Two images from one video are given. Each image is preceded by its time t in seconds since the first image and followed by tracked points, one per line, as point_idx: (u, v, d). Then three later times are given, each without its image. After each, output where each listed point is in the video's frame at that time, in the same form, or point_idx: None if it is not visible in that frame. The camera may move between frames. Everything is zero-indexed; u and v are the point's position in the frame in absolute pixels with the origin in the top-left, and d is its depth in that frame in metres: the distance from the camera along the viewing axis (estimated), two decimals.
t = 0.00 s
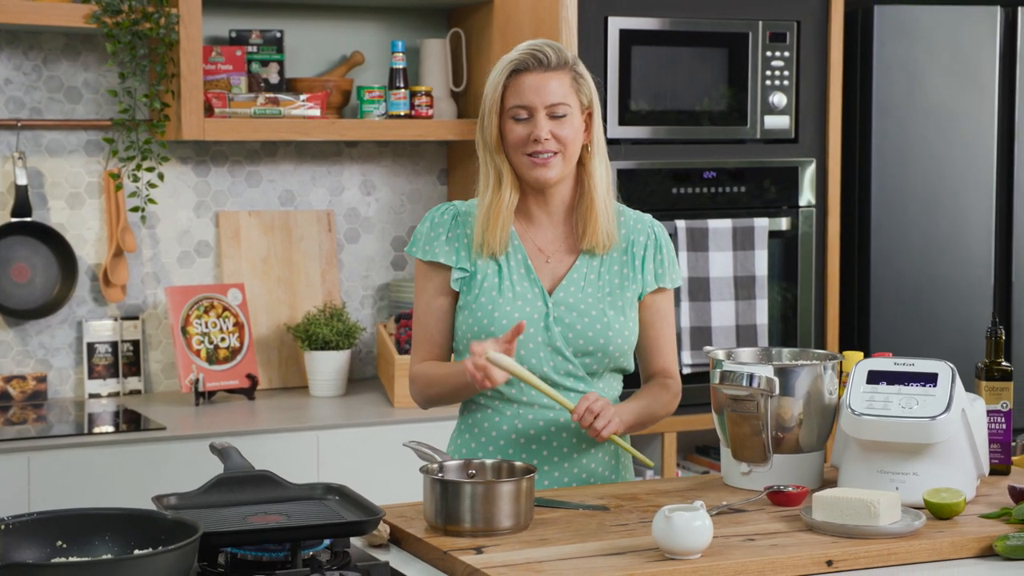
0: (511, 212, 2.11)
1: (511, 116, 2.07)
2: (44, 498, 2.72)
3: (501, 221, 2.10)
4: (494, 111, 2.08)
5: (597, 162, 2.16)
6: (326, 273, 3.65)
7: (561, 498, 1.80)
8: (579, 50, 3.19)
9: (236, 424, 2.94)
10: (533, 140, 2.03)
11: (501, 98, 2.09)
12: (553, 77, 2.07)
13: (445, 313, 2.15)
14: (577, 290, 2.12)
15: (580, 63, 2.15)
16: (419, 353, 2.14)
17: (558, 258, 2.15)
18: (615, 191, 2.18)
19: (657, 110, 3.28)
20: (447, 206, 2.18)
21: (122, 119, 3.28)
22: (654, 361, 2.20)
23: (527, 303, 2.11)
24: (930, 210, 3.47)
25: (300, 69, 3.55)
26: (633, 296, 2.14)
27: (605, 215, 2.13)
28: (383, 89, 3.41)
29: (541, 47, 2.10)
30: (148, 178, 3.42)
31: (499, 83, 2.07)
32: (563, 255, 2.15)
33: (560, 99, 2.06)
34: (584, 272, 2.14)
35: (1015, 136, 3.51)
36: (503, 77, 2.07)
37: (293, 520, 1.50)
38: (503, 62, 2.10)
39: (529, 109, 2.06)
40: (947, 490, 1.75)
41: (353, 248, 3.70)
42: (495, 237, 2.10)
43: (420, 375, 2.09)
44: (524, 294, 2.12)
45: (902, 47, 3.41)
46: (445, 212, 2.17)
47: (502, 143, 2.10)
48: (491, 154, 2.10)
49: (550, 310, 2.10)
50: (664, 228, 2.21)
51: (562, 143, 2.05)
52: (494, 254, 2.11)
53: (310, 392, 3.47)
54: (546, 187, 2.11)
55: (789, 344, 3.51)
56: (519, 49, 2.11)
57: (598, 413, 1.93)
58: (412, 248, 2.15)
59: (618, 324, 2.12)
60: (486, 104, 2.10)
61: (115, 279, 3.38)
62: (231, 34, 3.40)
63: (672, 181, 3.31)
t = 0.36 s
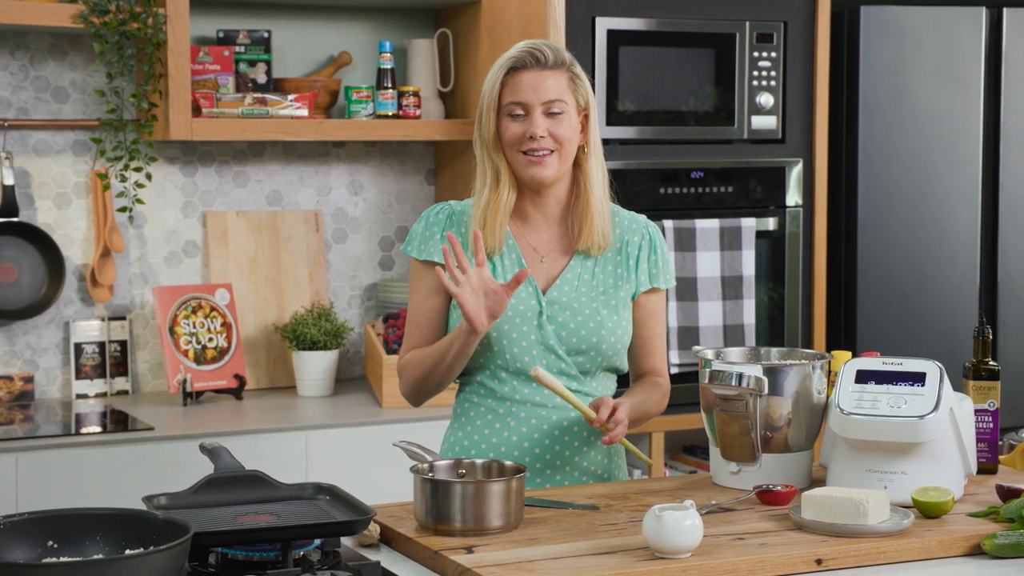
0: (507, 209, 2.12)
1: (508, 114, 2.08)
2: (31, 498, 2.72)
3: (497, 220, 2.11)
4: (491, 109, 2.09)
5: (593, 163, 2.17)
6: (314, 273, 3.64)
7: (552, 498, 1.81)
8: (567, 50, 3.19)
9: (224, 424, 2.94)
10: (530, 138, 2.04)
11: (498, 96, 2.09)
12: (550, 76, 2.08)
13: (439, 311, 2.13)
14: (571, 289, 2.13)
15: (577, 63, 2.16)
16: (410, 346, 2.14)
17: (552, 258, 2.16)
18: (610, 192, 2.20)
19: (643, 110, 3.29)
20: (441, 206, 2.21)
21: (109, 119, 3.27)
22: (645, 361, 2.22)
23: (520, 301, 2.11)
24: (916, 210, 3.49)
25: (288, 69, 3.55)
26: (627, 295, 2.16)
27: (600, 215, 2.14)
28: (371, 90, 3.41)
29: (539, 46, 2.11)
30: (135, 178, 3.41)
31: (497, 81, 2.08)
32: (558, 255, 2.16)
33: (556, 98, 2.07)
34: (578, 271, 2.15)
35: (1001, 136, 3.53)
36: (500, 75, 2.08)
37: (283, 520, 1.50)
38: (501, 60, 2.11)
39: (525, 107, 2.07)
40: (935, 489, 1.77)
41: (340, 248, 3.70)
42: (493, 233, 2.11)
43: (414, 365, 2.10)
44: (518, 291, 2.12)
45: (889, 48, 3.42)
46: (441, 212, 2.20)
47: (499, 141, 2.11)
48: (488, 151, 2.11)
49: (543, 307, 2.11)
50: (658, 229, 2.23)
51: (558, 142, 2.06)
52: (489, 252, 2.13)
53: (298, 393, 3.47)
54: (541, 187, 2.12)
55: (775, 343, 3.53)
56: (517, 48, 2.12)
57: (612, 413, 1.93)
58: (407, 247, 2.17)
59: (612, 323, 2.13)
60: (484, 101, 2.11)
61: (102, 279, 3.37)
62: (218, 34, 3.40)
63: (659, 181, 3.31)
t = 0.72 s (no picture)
0: (496, 209, 2.12)
1: (497, 113, 2.09)
2: (19, 499, 2.71)
3: (485, 219, 2.11)
4: (480, 109, 2.10)
5: (583, 164, 2.18)
6: (302, 274, 3.64)
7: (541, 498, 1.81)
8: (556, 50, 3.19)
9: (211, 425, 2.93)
10: (518, 138, 2.05)
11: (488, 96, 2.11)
12: (540, 77, 2.09)
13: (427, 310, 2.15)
14: (558, 288, 2.13)
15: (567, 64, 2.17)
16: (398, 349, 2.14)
17: (540, 258, 2.16)
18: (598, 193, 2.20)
19: (631, 110, 3.29)
20: (429, 206, 2.19)
21: (97, 118, 3.26)
22: (630, 363, 2.23)
23: (507, 300, 2.12)
24: (903, 210, 3.50)
25: (276, 69, 3.54)
26: (614, 294, 2.15)
27: (588, 216, 2.14)
28: (359, 90, 3.41)
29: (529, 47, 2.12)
30: (123, 178, 3.40)
31: (487, 81, 2.10)
32: (546, 255, 2.16)
33: (545, 99, 2.08)
34: (565, 271, 2.15)
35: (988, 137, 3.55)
36: (490, 75, 2.09)
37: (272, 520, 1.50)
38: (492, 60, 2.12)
39: (515, 108, 2.08)
40: (923, 488, 1.78)
41: (329, 248, 3.70)
42: (480, 233, 2.11)
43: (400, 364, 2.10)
44: (505, 291, 2.12)
45: (876, 48, 3.44)
46: (428, 211, 2.19)
47: (488, 141, 2.12)
48: (478, 152, 2.12)
49: (530, 307, 2.11)
50: (645, 229, 2.23)
51: (546, 142, 2.07)
52: (477, 252, 2.12)
53: (286, 393, 3.46)
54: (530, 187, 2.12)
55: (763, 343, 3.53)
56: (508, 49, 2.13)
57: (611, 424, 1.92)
58: (395, 247, 2.16)
59: (599, 321, 2.13)
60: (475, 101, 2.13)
61: (90, 280, 3.36)
62: (206, 34, 3.39)
63: (647, 181, 3.32)
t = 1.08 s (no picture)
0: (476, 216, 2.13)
1: (476, 121, 2.09)
2: (6, 500, 2.70)
3: (466, 224, 2.11)
4: (459, 115, 2.10)
5: (563, 167, 2.18)
6: (291, 274, 3.63)
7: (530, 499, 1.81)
8: (544, 51, 3.19)
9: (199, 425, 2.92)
10: (498, 147, 2.05)
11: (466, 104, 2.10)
12: (520, 83, 2.08)
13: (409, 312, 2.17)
14: (540, 290, 2.13)
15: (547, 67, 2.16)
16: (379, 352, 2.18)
17: (522, 261, 2.16)
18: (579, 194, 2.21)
19: (621, 111, 3.29)
20: (410, 208, 2.19)
21: (85, 119, 3.25)
22: (613, 362, 2.24)
23: (490, 302, 2.11)
24: (892, 211, 3.51)
25: (265, 69, 3.54)
26: (597, 295, 2.15)
27: (569, 220, 2.15)
28: (347, 90, 3.41)
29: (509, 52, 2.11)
30: (111, 179, 3.39)
31: (466, 88, 2.09)
32: (527, 258, 2.17)
33: (525, 106, 2.08)
34: (547, 272, 2.15)
35: (976, 137, 3.56)
36: (469, 82, 2.08)
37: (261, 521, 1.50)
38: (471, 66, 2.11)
39: (495, 115, 2.07)
40: (910, 489, 1.78)
41: (317, 248, 3.69)
42: (460, 240, 2.10)
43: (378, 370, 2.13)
44: (488, 293, 2.12)
45: (864, 50, 3.45)
46: (409, 213, 2.19)
47: (468, 147, 2.12)
48: (458, 158, 2.13)
49: (513, 309, 2.10)
50: (627, 229, 2.23)
51: (526, 150, 2.07)
52: (460, 256, 2.12)
53: (275, 393, 3.45)
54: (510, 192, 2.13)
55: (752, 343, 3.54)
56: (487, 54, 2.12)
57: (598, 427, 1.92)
58: (377, 250, 2.16)
59: (582, 322, 2.13)
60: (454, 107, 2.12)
61: (78, 280, 3.34)
62: (194, 34, 3.38)
63: (636, 181, 3.32)
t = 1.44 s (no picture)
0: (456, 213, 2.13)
1: (457, 116, 2.10)
2: None
3: (446, 223, 2.12)
4: (440, 111, 2.10)
5: (545, 165, 2.18)
6: (284, 274, 3.63)
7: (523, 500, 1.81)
8: (538, 51, 3.19)
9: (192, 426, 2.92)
10: (479, 143, 2.06)
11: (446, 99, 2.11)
12: (501, 79, 2.09)
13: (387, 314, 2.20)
14: (521, 290, 2.13)
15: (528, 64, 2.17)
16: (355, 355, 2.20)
17: (503, 258, 2.17)
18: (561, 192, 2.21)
19: (615, 111, 3.29)
20: (391, 207, 2.21)
21: (78, 119, 3.24)
22: (595, 359, 2.24)
23: (471, 303, 2.11)
24: (885, 211, 3.52)
25: (258, 70, 3.53)
26: (578, 294, 2.15)
27: (551, 218, 2.14)
28: (340, 90, 3.40)
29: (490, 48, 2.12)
30: (104, 179, 3.38)
31: (447, 83, 2.10)
32: (508, 255, 2.17)
33: (506, 102, 2.08)
34: (529, 271, 2.15)
35: (968, 137, 3.56)
36: (450, 78, 2.09)
37: (253, 522, 1.50)
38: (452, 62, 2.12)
39: (476, 111, 2.08)
40: (903, 489, 1.79)
41: (310, 248, 3.69)
42: (439, 238, 2.11)
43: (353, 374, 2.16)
44: (468, 294, 2.12)
45: (857, 50, 3.45)
46: (389, 212, 2.21)
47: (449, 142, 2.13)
48: (438, 154, 2.14)
49: (494, 310, 2.11)
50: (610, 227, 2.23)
51: (507, 145, 2.08)
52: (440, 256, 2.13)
53: (268, 394, 3.45)
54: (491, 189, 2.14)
55: (746, 343, 3.54)
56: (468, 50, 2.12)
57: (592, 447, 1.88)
58: (356, 248, 2.18)
59: (564, 322, 2.13)
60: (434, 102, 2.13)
61: (70, 280, 3.34)
62: (187, 34, 3.38)
63: (630, 182, 3.32)
